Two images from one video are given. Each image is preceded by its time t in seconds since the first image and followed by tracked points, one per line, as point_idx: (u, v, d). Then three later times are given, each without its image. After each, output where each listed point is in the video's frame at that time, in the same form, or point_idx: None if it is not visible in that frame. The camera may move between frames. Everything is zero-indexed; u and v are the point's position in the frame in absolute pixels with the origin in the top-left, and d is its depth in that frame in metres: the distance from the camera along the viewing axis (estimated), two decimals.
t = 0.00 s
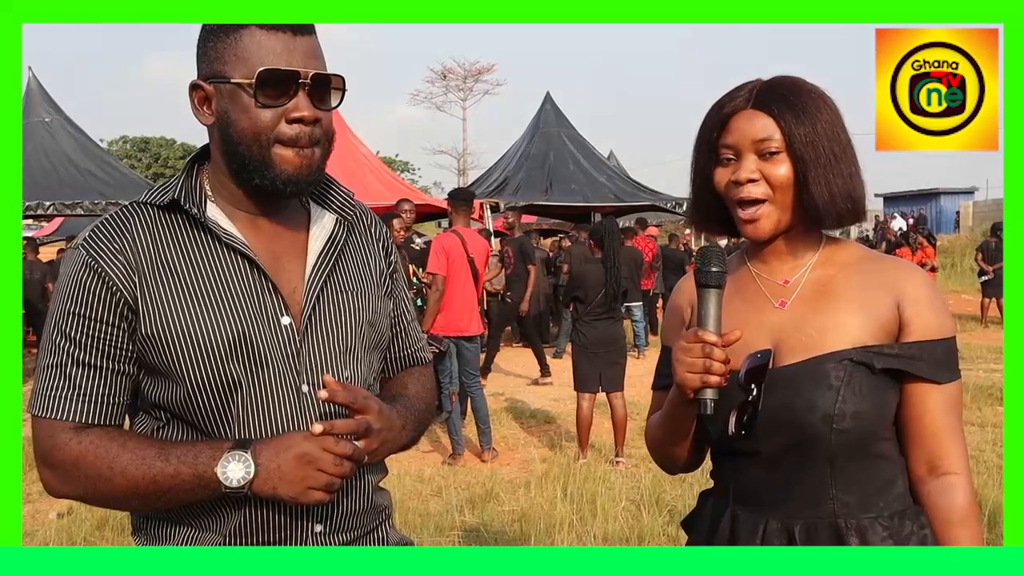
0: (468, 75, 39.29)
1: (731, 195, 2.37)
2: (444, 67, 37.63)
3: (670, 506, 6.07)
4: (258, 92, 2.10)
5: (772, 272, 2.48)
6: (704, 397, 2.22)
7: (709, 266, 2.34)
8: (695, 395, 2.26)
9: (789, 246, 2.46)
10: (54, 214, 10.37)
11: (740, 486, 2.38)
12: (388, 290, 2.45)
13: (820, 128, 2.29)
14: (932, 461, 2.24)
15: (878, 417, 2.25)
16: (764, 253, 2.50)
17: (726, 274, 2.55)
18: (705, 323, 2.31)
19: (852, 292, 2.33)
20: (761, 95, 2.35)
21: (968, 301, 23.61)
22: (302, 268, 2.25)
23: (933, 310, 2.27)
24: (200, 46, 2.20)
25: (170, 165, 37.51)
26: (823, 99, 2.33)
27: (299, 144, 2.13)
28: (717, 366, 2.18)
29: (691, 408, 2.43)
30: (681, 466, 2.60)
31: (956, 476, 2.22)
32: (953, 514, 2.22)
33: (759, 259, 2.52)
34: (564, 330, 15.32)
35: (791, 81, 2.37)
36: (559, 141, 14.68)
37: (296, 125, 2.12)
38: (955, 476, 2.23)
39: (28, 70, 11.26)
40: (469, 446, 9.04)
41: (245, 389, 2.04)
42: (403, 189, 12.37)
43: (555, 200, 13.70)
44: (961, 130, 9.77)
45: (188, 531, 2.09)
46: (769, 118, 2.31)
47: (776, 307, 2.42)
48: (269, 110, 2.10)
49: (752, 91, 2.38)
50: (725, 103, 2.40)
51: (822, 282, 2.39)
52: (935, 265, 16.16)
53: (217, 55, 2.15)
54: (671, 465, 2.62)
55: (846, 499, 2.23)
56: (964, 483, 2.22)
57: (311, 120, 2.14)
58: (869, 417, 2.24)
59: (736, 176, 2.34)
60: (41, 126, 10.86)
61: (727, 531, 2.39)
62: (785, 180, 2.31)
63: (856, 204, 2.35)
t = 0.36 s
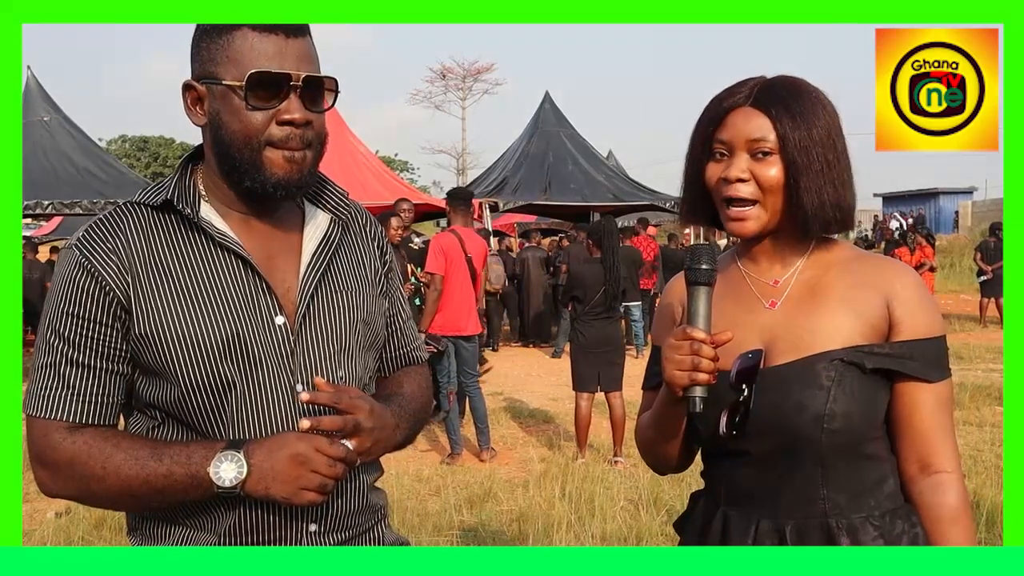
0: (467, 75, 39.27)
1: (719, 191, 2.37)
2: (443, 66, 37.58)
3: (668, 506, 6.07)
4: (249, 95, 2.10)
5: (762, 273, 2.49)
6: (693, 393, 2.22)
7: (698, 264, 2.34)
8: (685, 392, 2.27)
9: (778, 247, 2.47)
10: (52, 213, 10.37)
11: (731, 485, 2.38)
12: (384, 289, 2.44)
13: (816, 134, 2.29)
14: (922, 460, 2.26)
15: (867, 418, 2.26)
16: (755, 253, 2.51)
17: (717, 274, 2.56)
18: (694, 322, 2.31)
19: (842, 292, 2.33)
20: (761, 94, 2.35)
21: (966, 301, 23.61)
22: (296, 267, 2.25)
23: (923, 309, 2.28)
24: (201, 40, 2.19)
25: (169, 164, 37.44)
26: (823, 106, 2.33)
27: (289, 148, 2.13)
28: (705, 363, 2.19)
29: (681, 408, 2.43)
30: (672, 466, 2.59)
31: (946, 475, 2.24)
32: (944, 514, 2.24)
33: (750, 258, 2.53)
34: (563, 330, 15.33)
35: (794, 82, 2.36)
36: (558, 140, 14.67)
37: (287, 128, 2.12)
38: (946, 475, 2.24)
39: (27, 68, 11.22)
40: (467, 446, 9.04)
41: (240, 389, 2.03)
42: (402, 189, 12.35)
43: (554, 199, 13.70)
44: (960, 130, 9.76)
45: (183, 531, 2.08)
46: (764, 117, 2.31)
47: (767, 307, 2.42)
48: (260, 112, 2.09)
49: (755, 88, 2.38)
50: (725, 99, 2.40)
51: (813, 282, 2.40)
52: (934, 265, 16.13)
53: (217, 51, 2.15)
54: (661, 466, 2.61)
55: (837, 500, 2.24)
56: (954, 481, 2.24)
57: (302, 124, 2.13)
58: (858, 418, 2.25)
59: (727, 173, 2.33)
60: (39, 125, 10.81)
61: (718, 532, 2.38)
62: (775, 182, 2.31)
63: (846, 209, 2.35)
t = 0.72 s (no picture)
0: (466, 74, 39.26)
1: (716, 196, 2.37)
2: (442, 66, 37.59)
3: (667, 507, 6.07)
4: (243, 105, 2.10)
5: (757, 278, 2.49)
6: (687, 403, 2.23)
7: (689, 273, 2.32)
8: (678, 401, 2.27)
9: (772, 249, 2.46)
10: (51, 214, 10.35)
11: (723, 490, 2.38)
12: (381, 291, 2.43)
13: (811, 136, 2.30)
14: (915, 465, 2.27)
15: (860, 424, 2.27)
16: (749, 257, 2.51)
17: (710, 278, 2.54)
18: (686, 331, 2.30)
19: (836, 297, 2.34)
20: (753, 98, 2.36)
21: (965, 301, 23.63)
22: (293, 271, 2.25)
23: (916, 314, 2.30)
24: (199, 44, 2.18)
25: (168, 164, 37.39)
26: (816, 108, 2.34)
27: (282, 159, 2.13)
28: (698, 373, 2.19)
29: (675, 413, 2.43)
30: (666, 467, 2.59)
31: (939, 479, 2.25)
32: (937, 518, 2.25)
33: (744, 261, 2.53)
34: (562, 330, 15.33)
35: (784, 85, 2.37)
36: (557, 140, 14.67)
37: (281, 138, 2.12)
38: (939, 479, 2.25)
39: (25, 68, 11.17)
40: (466, 446, 9.04)
41: (239, 391, 2.03)
42: (401, 189, 12.35)
43: (552, 199, 13.70)
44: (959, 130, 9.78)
45: (182, 534, 2.08)
46: (759, 121, 2.32)
47: (760, 312, 2.41)
48: (254, 123, 2.09)
49: (746, 92, 2.39)
50: (717, 103, 2.40)
51: (809, 285, 2.40)
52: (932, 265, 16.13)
53: (213, 58, 2.15)
54: (655, 468, 2.61)
55: (830, 505, 2.25)
56: (947, 486, 2.25)
57: (295, 134, 2.13)
58: (851, 424, 2.26)
59: (724, 178, 2.34)
60: (37, 125, 10.74)
61: (711, 536, 2.39)
62: (773, 184, 2.31)
63: (842, 212, 2.35)
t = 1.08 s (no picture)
0: (465, 74, 39.28)
1: (721, 191, 2.39)
2: (441, 66, 37.62)
3: (665, 508, 6.09)
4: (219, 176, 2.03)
5: (753, 277, 2.50)
6: (678, 395, 2.25)
7: (687, 267, 2.35)
8: (670, 394, 2.29)
9: (773, 245, 2.47)
10: (50, 214, 10.36)
11: (715, 489, 2.40)
12: (379, 296, 2.44)
13: (818, 136, 2.33)
14: (905, 469, 2.29)
15: (851, 426, 2.29)
16: (746, 257, 2.52)
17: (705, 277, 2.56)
18: (681, 324, 2.33)
19: (831, 301, 2.36)
20: (759, 100, 2.40)
21: (963, 301, 23.66)
22: (293, 275, 2.25)
23: (909, 321, 2.32)
24: (201, 88, 2.06)
25: (167, 164, 37.35)
26: (822, 113, 2.38)
27: (258, 225, 2.07)
28: (691, 365, 2.21)
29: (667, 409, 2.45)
30: (657, 468, 2.60)
31: (929, 484, 2.27)
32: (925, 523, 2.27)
33: (741, 261, 2.53)
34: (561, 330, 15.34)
35: (789, 90, 2.41)
36: (556, 141, 14.68)
37: (257, 208, 2.05)
38: (928, 485, 2.27)
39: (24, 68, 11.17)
40: (464, 447, 9.05)
41: (239, 393, 2.05)
42: (400, 189, 12.36)
43: (551, 199, 13.72)
44: (960, 130, 9.81)
45: (182, 536, 2.10)
46: (766, 119, 2.35)
47: (757, 312, 2.43)
48: (229, 194, 2.04)
49: (751, 95, 2.42)
50: (722, 105, 2.44)
51: (805, 289, 2.42)
52: (930, 265, 16.15)
53: (208, 111, 2.04)
54: (647, 469, 2.62)
55: (818, 506, 2.27)
56: (936, 491, 2.27)
57: (271, 208, 2.05)
58: (842, 425, 2.28)
59: (730, 173, 2.36)
60: (37, 125, 10.76)
61: (701, 534, 2.41)
62: (778, 180, 2.34)
63: (843, 216, 2.37)
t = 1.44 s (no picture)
0: (463, 73, 39.27)
1: (719, 205, 2.40)
2: (439, 66, 37.66)
3: (664, 508, 6.09)
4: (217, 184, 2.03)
5: (751, 282, 2.50)
6: (676, 396, 2.25)
7: (685, 269, 2.35)
8: (668, 394, 2.29)
9: (773, 254, 2.47)
10: (48, 214, 10.34)
11: (710, 489, 2.40)
12: (380, 299, 2.44)
13: (812, 147, 2.33)
14: (898, 472, 2.29)
15: (845, 428, 2.30)
16: (745, 262, 2.52)
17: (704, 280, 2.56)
18: (680, 324, 2.33)
19: (828, 305, 2.37)
20: (754, 109, 2.40)
21: (961, 301, 23.69)
22: (291, 280, 2.25)
23: (905, 326, 2.33)
24: (197, 98, 2.06)
25: (164, 163, 37.30)
26: (816, 122, 2.38)
27: (257, 232, 2.08)
28: (689, 366, 2.21)
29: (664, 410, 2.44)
30: (653, 468, 2.60)
31: (923, 488, 2.28)
32: (918, 527, 2.28)
33: (740, 266, 2.54)
34: (559, 330, 15.36)
35: (784, 97, 2.41)
36: (553, 140, 14.68)
37: (257, 216, 2.05)
38: (921, 488, 2.28)
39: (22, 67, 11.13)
40: (463, 448, 9.05)
41: (238, 396, 2.05)
42: (399, 190, 12.35)
43: (550, 200, 13.72)
44: (960, 130, 9.82)
45: (182, 538, 2.10)
46: (761, 130, 2.35)
47: (755, 316, 2.44)
48: (229, 203, 2.04)
49: (745, 104, 2.43)
50: (718, 115, 2.44)
51: (803, 293, 2.42)
52: (928, 266, 16.16)
53: (205, 119, 2.04)
54: (644, 469, 2.62)
55: (811, 507, 2.28)
56: (930, 495, 2.28)
57: (271, 215, 2.06)
58: (837, 427, 2.28)
59: (726, 186, 2.37)
60: (34, 124, 10.69)
61: (695, 534, 2.41)
62: (774, 193, 2.34)
63: (839, 222, 2.38)
